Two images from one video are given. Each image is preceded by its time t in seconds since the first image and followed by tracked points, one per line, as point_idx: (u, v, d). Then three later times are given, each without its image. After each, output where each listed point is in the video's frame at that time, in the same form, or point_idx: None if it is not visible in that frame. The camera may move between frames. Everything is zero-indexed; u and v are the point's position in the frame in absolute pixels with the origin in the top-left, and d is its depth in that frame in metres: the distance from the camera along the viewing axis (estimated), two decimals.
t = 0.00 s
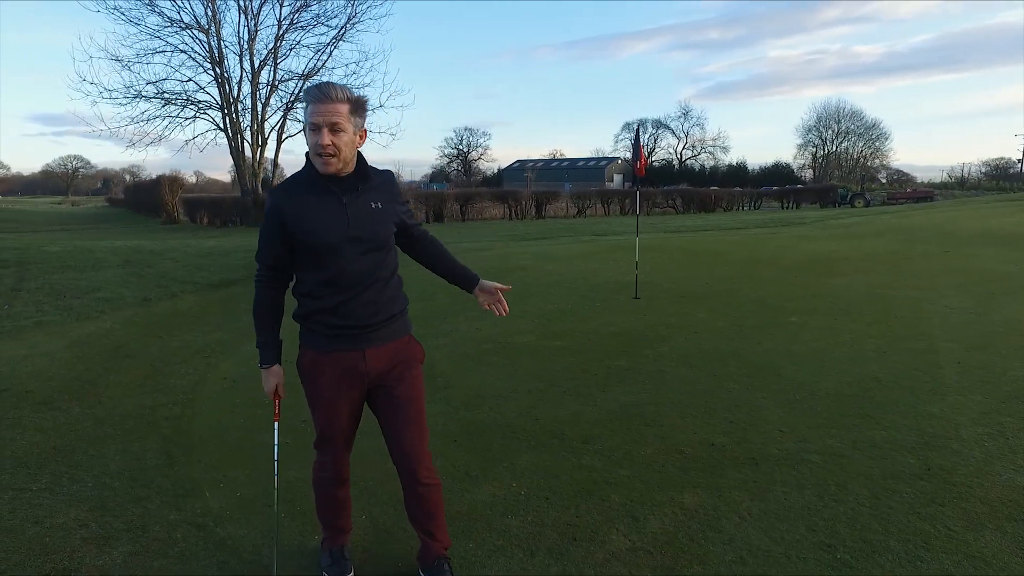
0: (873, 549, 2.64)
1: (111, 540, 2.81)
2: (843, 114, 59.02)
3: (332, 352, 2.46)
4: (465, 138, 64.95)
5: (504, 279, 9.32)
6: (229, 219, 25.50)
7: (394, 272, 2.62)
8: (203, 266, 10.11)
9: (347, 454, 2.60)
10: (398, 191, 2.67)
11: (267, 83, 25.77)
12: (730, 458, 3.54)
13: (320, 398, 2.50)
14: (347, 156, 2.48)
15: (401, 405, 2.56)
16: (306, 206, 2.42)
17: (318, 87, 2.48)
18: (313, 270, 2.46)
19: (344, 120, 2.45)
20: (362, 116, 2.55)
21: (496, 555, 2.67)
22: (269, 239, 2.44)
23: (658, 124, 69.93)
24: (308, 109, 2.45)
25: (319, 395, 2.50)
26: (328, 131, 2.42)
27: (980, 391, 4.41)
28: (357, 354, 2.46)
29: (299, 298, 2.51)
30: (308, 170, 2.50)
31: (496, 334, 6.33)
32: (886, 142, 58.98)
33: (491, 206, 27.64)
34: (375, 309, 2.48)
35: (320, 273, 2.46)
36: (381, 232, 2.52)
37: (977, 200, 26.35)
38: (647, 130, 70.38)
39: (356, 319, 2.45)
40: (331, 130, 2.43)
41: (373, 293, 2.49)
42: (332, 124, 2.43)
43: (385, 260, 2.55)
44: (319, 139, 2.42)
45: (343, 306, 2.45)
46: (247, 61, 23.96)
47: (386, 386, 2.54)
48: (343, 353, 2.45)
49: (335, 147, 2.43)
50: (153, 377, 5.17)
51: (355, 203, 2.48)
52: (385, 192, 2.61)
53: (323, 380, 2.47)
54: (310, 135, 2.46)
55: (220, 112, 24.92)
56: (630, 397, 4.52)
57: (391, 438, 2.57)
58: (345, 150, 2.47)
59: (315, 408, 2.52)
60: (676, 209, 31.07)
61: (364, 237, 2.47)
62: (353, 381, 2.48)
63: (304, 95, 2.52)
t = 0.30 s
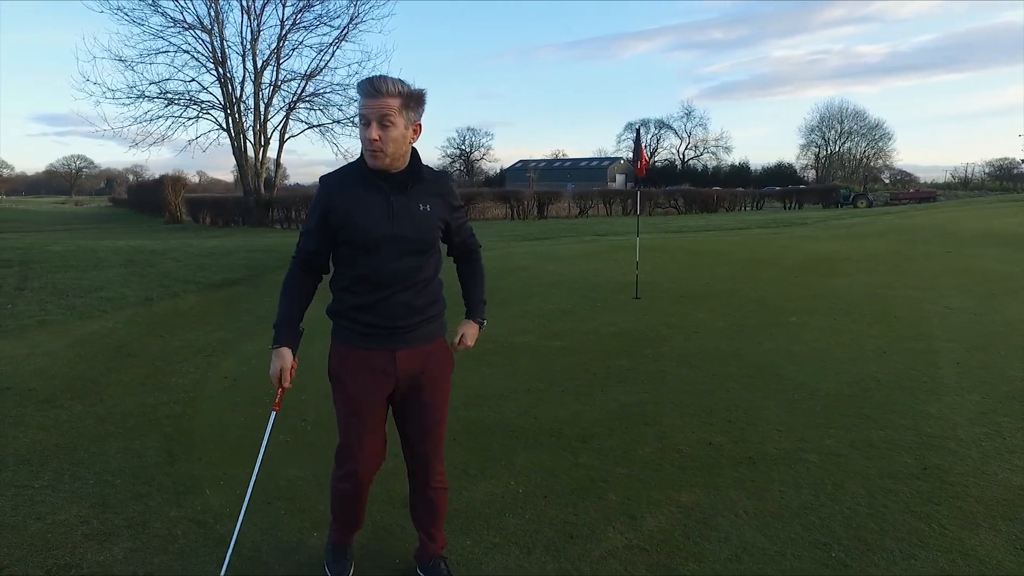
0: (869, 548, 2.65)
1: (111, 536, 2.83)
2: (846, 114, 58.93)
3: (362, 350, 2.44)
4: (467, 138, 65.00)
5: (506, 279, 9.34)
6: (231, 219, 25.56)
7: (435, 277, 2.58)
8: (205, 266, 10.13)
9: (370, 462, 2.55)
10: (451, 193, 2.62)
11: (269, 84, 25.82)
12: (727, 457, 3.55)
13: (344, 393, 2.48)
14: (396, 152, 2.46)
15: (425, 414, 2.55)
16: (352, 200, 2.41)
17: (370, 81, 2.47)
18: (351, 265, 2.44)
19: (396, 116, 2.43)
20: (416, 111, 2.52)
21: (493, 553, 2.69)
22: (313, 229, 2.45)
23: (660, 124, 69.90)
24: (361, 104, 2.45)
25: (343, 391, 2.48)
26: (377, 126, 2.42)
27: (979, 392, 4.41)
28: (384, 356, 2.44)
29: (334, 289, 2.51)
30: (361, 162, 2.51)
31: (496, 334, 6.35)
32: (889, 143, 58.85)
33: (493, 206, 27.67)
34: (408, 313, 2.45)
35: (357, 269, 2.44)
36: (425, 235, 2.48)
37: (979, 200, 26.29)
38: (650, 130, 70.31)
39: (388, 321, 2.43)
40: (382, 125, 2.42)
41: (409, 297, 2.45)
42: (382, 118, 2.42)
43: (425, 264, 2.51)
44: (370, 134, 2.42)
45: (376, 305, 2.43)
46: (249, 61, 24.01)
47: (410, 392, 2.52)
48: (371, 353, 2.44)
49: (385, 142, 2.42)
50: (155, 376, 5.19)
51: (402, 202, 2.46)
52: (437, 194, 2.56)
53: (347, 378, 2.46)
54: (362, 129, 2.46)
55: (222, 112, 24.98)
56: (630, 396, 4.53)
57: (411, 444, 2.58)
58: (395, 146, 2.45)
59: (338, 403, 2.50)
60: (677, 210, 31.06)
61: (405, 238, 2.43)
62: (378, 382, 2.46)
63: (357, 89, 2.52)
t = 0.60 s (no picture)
0: (852, 540, 2.70)
1: (111, 530, 2.89)
2: (846, 114, 58.91)
3: (362, 347, 2.50)
4: (467, 139, 65.05)
5: (504, 279, 9.39)
6: (231, 219, 25.62)
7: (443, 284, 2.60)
8: (205, 266, 10.19)
9: (372, 468, 2.46)
10: (465, 199, 2.64)
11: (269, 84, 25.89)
12: (717, 453, 3.62)
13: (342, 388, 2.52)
14: (411, 152, 2.51)
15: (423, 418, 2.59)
16: (362, 200, 2.48)
17: (382, 81, 2.52)
18: (358, 263, 2.50)
19: (409, 116, 2.48)
20: (429, 110, 2.57)
21: (484, 544, 2.75)
22: (323, 226, 2.54)
23: (660, 125, 70.02)
24: (375, 105, 2.50)
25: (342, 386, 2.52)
26: (390, 127, 2.47)
27: (968, 390, 4.46)
28: (383, 357, 2.48)
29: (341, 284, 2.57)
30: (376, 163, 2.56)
31: (494, 333, 6.40)
32: (889, 143, 58.81)
33: (492, 206, 27.70)
34: (411, 316, 2.49)
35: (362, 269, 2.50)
36: (433, 239, 2.51)
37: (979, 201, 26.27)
38: (650, 131, 70.33)
39: (389, 323, 2.48)
40: (396, 126, 2.47)
41: (412, 299, 2.49)
42: (395, 119, 2.47)
43: (432, 270, 2.54)
44: (384, 135, 2.47)
45: (377, 306, 2.48)
46: (249, 62, 24.08)
47: (408, 395, 2.55)
48: (371, 353, 2.49)
49: (399, 143, 2.47)
50: (155, 374, 5.26)
51: (412, 205, 2.50)
52: (449, 200, 2.59)
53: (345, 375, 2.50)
54: (376, 131, 2.50)
55: (222, 113, 25.05)
56: (624, 395, 4.59)
57: (408, 444, 2.64)
58: (410, 146, 2.50)
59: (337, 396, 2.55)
60: (677, 210, 31.09)
61: (411, 242, 2.47)
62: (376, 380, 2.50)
63: (371, 91, 2.57)
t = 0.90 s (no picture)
0: (830, 524, 2.82)
1: (123, 516, 3.02)
2: (847, 115, 59.02)
3: (356, 359, 2.48)
4: (468, 140, 65.22)
5: (503, 279, 9.52)
6: (232, 220, 25.78)
7: (434, 294, 2.60)
8: (209, 266, 10.33)
9: (369, 479, 2.40)
10: (452, 207, 2.64)
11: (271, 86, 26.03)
12: (706, 445, 3.75)
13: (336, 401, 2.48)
14: (394, 165, 2.48)
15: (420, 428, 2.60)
16: (350, 212, 2.48)
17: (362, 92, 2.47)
18: (349, 273, 2.49)
19: (391, 130, 2.44)
20: (411, 122, 2.54)
21: (480, 530, 2.88)
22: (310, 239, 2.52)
23: (660, 126, 70.19)
24: (356, 119, 2.45)
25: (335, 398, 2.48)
26: (371, 141, 2.44)
27: (952, 385, 4.59)
28: (379, 369, 2.47)
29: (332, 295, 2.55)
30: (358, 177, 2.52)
31: (493, 332, 6.54)
32: (889, 144, 58.93)
33: (493, 207, 27.85)
34: (404, 327, 2.49)
35: (353, 280, 2.49)
36: (423, 249, 2.52)
37: (978, 202, 26.37)
38: (650, 132, 70.51)
39: (382, 335, 2.47)
40: (377, 140, 2.44)
41: (404, 310, 2.49)
42: (376, 134, 2.44)
43: (423, 280, 2.54)
44: (366, 151, 2.43)
45: (372, 317, 2.47)
46: (251, 64, 24.23)
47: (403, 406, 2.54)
48: (366, 366, 2.47)
49: (382, 158, 2.44)
50: (160, 370, 5.39)
51: (400, 216, 2.50)
52: (436, 209, 2.59)
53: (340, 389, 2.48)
54: (358, 145, 2.46)
55: (224, 115, 25.20)
56: (617, 390, 4.72)
57: (407, 452, 2.66)
58: (392, 160, 2.47)
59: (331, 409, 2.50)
60: (677, 211, 31.23)
61: (401, 252, 2.47)
62: (371, 392, 2.48)
63: (350, 101, 2.53)
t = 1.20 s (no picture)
0: (813, 504, 3.02)
1: (152, 496, 3.24)
2: (849, 117, 59.17)
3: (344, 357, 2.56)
4: (471, 142, 65.47)
5: (506, 279, 9.73)
6: (238, 221, 26.04)
7: (412, 285, 2.64)
8: (217, 266, 10.55)
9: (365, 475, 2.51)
10: (419, 195, 2.65)
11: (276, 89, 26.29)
12: (699, 433, 3.95)
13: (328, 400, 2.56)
14: (351, 158, 2.51)
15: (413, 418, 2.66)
16: (317, 213, 2.53)
17: (319, 86, 2.50)
18: (325, 273, 2.54)
19: (346, 123, 2.47)
20: (368, 115, 2.57)
21: (485, 509, 3.09)
22: (279, 244, 2.57)
23: (663, 128, 70.41)
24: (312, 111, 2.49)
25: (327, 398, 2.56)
26: (326, 134, 2.47)
27: (937, 379, 4.79)
28: (365, 365, 2.54)
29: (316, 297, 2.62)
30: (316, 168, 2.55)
31: (496, 329, 6.74)
32: (891, 145, 59.04)
33: (496, 208, 28.07)
34: (384, 322, 2.54)
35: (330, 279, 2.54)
36: (393, 242, 2.55)
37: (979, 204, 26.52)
38: (653, 134, 70.72)
39: (364, 332, 2.52)
40: (333, 133, 2.47)
41: (383, 305, 2.54)
42: (331, 125, 2.46)
43: (398, 273, 2.58)
44: (321, 143, 2.47)
45: (353, 315, 2.53)
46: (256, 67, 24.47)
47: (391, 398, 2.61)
48: (352, 364, 2.55)
49: (338, 150, 2.48)
50: (176, 365, 5.60)
51: (366, 211, 2.53)
52: (403, 199, 2.61)
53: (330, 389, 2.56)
54: (313, 136, 2.50)
55: (230, 117, 25.45)
56: (614, 384, 4.92)
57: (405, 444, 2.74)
58: (348, 152, 2.51)
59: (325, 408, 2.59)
60: (679, 212, 31.45)
61: (372, 247, 2.51)
62: (359, 389, 2.56)
63: (308, 94, 2.56)
